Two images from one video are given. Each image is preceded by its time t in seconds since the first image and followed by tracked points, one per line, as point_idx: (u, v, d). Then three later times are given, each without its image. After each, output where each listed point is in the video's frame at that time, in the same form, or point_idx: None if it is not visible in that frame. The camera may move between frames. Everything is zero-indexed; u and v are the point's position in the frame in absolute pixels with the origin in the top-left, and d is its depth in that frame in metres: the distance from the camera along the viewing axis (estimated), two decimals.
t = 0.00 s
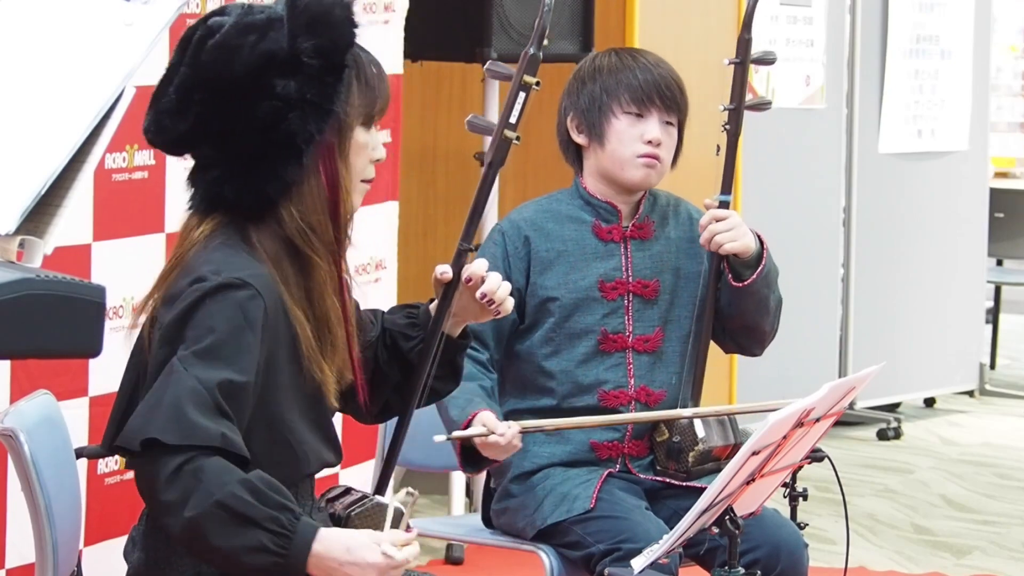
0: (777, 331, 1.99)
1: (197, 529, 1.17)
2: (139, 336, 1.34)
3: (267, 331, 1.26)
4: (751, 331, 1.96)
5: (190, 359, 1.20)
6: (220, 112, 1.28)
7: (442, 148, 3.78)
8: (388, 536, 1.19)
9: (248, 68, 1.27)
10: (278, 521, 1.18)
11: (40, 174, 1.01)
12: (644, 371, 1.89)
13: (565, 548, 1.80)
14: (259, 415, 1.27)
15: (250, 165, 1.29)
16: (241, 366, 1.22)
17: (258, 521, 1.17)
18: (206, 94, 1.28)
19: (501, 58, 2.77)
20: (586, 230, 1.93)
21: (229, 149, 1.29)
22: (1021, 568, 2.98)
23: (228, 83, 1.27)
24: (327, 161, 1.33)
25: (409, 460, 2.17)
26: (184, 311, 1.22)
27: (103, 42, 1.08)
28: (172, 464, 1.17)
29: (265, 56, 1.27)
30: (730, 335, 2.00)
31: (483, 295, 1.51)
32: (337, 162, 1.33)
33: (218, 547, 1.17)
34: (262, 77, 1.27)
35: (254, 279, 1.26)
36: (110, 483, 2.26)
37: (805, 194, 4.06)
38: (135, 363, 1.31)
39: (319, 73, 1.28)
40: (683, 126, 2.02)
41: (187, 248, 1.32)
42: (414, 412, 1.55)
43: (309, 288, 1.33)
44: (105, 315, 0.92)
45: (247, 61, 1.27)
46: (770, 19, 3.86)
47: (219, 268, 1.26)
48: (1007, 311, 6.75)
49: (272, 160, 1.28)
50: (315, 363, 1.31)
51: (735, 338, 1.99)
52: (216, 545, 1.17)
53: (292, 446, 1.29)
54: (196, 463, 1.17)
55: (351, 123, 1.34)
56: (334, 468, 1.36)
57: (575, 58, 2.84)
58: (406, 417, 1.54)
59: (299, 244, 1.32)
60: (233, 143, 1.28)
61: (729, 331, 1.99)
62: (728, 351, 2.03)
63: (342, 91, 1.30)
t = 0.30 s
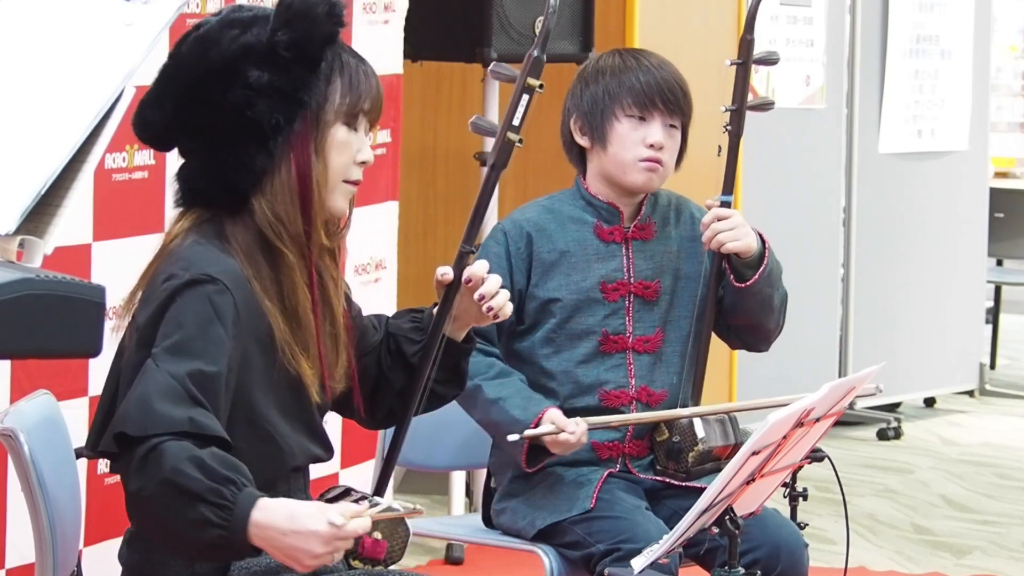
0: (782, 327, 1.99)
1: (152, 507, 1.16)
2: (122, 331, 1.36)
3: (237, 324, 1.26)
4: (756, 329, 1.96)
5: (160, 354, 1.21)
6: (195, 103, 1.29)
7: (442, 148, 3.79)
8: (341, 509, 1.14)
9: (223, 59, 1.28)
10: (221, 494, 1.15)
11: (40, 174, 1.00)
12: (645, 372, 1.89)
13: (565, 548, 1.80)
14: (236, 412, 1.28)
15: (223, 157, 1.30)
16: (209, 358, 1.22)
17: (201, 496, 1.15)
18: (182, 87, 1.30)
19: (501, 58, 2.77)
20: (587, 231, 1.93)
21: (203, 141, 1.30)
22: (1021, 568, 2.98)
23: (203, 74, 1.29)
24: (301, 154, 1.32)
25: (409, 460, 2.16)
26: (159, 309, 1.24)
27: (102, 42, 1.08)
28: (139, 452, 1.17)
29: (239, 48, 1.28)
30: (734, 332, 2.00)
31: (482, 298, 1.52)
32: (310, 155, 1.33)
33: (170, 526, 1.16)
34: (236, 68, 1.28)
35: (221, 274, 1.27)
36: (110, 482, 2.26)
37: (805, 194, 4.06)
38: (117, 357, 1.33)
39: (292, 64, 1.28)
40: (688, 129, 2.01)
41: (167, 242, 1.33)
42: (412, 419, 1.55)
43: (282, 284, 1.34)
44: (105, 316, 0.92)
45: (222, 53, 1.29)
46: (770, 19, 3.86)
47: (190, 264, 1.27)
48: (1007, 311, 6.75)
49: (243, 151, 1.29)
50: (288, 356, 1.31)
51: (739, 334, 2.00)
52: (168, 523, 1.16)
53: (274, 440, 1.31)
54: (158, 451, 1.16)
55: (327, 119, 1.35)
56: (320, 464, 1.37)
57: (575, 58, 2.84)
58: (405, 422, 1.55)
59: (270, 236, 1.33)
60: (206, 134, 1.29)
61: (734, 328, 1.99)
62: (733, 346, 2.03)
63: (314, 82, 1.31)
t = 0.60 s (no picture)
0: (764, 343, 1.99)
1: (126, 474, 1.18)
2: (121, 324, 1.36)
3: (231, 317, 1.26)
4: (736, 341, 1.96)
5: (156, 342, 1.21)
6: (199, 94, 1.31)
7: (442, 149, 3.79)
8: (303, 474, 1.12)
9: (228, 52, 1.30)
10: (181, 457, 1.15)
11: (40, 174, 1.01)
12: (648, 373, 1.89)
13: (564, 548, 1.80)
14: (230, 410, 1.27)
15: (222, 146, 1.31)
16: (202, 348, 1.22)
17: (167, 463, 1.15)
18: (188, 79, 1.31)
19: (501, 58, 2.78)
20: (592, 231, 1.93)
21: (203, 130, 1.31)
22: (1021, 568, 2.98)
23: (207, 66, 1.30)
24: (298, 151, 1.33)
25: (409, 460, 2.16)
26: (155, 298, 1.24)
27: (102, 42, 1.08)
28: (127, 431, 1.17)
29: (246, 43, 1.30)
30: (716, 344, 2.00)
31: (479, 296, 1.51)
32: (308, 154, 1.33)
33: (140, 491, 1.17)
34: (240, 62, 1.30)
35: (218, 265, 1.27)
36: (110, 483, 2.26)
37: (805, 194, 4.06)
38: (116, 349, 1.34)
39: (297, 61, 1.31)
40: (689, 128, 2.01)
41: (166, 233, 1.34)
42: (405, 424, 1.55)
43: (275, 281, 1.33)
44: (105, 316, 0.92)
45: (228, 47, 1.30)
46: (770, 20, 3.86)
47: (188, 254, 1.27)
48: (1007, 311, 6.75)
49: (243, 141, 1.30)
50: (281, 353, 1.31)
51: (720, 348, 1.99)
52: (140, 488, 1.17)
53: (268, 439, 1.30)
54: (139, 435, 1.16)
55: (331, 119, 1.35)
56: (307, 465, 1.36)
57: (575, 57, 2.84)
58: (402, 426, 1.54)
59: (262, 231, 1.33)
60: (206, 125, 1.31)
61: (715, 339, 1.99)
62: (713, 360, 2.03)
63: (319, 79, 1.33)
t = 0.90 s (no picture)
0: (761, 346, 1.99)
1: (167, 483, 1.17)
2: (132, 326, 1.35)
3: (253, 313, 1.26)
4: (734, 343, 1.96)
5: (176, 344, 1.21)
6: (206, 92, 1.30)
7: (442, 149, 3.79)
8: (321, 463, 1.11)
9: (234, 49, 1.30)
10: (215, 457, 1.15)
11: (40, 174, 1.00)
12: (647, 373, 1.89)
13: (565, 548, 1.80)
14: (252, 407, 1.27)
15: (235, 143, 1.31)
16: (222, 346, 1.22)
17: (202, 466, 1.15)
18: (194, 77, 1.31)
19: (501, 59, 2.78)
20: (589, 230, 1.93)
21: (212, 128, 1.31)
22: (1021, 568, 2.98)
23: (213, 64, 1.30)
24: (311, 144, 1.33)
25: (409, 460, 2.16)
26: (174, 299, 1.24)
27: (102, 42, 1.08)
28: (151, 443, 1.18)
29: (250, 40, 1.30)
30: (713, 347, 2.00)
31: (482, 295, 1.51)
32: (321, 147, 1.34)
33: (179, 498, 1.16)
34: (248, 58, 1.30)
35: (237, 261, 1.26)
36: (110, 483, 2.26)
37: (805, 194, 4.06)
38: (128, 350, 1.33)
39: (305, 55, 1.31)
40: (681, 122, 2.01)
41: (177, 233, 1.33)
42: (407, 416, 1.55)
43: (293, 274, 1.34)
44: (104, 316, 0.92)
45: (233, 44, 1.30)
46: (770, 20, 3.86)
47: (206, 252, 1.27)
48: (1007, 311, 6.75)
49: (258, 138, 1.30)
50: (300, 347, 1.31)
51: (718, 350, 1.99)
52: (181, 494, 1.16)
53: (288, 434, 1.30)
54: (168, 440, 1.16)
55: (338, 113, 1.36)
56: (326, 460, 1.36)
57: (575, 58, 2.84)
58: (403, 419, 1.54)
59: (279, 225, 1.33)
60: (218, 124, 1.30)
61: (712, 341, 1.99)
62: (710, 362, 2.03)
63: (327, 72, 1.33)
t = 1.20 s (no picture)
0: (762, 341, 1.99)
1: (190, 504, 1.17)
2: (137, 329, 1.35)
3: (264, 314, 1.26)
4: (737, 339, 1.97)
5: (187, 352, 1.21)
6: (207, 95, 1.29)
7: (442, 149, 3.79)
8: (359, 475, 1.12)
9: (233, 50, 1.29)
10: (250, 474, 1.15)
11: (40, 174, 1.00)
12: (644, 371, 1.89)
13: (564, 548, 1.80)
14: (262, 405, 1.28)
15: (241, 145, 1.30)
16: (233, 353, 1.22)
17: (235, 485, 1.15)
18: (193, 80, 1.30)
19: (501, 59, 2.78)
20: (582, 230, 1.93)
21: (214, 132, 1.30)
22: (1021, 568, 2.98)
23: (212, 67, 1.29)
24: (315, 141, 1.34)
25: (408, 460, 2.16)
26: (184, 305, 1.24)
27: (103, 42, 1.08)
28: (169, 458, 1.18)
29: (247, 39, 1.29)
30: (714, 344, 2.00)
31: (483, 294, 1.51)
32: (325, 144, 1.35)
33: (210, 518, 1.16)
34: (247, 59, 1.29)
35: (245, 263, 1.26)
36: (110, 483, 2.26)
37: (805, 194, 4.06)
38: (134, 352, 1.33)
39: (305, 54, 1.30)
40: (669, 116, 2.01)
41: (182, 235, 1.33)
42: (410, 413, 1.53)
43: (301, 271, 1.34)
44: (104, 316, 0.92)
45: (230, 46, 1.29)
46: (770, 20, 3.86)
47: (214, 254, 1.26)
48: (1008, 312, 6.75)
49: (264, 140, 1.30)
50: (309, 344, 1.32)
51: (718, 347, 1.99)
52: (210, 513, 1.16)
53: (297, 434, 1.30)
54: (188, 453, 1.17)
55: (337, 108, 1.36)
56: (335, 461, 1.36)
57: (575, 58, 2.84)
58: (404, 418, 1.52)
59: (289, 223, 1.33)
60: (221, 127, 1.30)
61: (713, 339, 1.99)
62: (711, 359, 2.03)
63: (327, 68, 1.32)
